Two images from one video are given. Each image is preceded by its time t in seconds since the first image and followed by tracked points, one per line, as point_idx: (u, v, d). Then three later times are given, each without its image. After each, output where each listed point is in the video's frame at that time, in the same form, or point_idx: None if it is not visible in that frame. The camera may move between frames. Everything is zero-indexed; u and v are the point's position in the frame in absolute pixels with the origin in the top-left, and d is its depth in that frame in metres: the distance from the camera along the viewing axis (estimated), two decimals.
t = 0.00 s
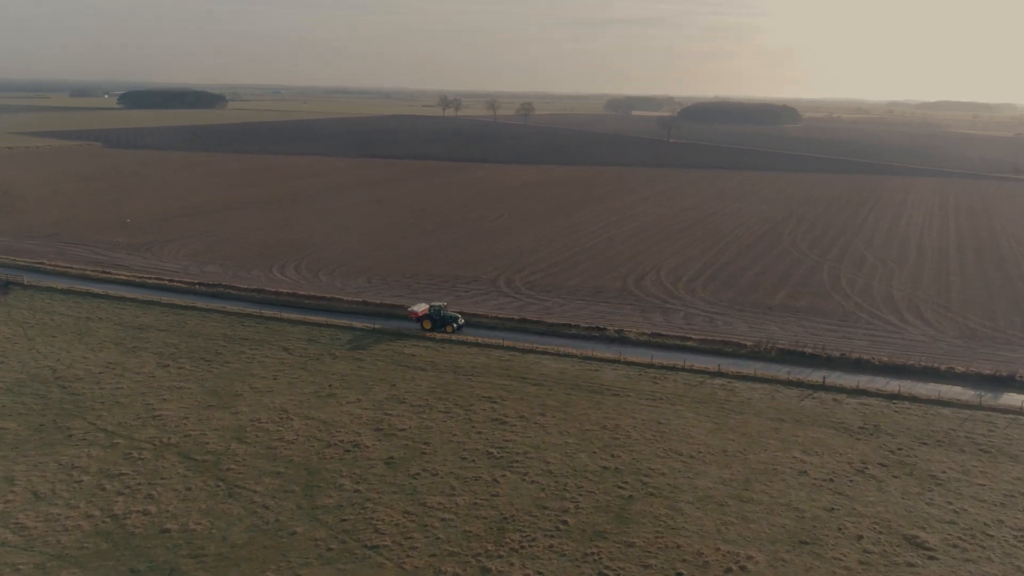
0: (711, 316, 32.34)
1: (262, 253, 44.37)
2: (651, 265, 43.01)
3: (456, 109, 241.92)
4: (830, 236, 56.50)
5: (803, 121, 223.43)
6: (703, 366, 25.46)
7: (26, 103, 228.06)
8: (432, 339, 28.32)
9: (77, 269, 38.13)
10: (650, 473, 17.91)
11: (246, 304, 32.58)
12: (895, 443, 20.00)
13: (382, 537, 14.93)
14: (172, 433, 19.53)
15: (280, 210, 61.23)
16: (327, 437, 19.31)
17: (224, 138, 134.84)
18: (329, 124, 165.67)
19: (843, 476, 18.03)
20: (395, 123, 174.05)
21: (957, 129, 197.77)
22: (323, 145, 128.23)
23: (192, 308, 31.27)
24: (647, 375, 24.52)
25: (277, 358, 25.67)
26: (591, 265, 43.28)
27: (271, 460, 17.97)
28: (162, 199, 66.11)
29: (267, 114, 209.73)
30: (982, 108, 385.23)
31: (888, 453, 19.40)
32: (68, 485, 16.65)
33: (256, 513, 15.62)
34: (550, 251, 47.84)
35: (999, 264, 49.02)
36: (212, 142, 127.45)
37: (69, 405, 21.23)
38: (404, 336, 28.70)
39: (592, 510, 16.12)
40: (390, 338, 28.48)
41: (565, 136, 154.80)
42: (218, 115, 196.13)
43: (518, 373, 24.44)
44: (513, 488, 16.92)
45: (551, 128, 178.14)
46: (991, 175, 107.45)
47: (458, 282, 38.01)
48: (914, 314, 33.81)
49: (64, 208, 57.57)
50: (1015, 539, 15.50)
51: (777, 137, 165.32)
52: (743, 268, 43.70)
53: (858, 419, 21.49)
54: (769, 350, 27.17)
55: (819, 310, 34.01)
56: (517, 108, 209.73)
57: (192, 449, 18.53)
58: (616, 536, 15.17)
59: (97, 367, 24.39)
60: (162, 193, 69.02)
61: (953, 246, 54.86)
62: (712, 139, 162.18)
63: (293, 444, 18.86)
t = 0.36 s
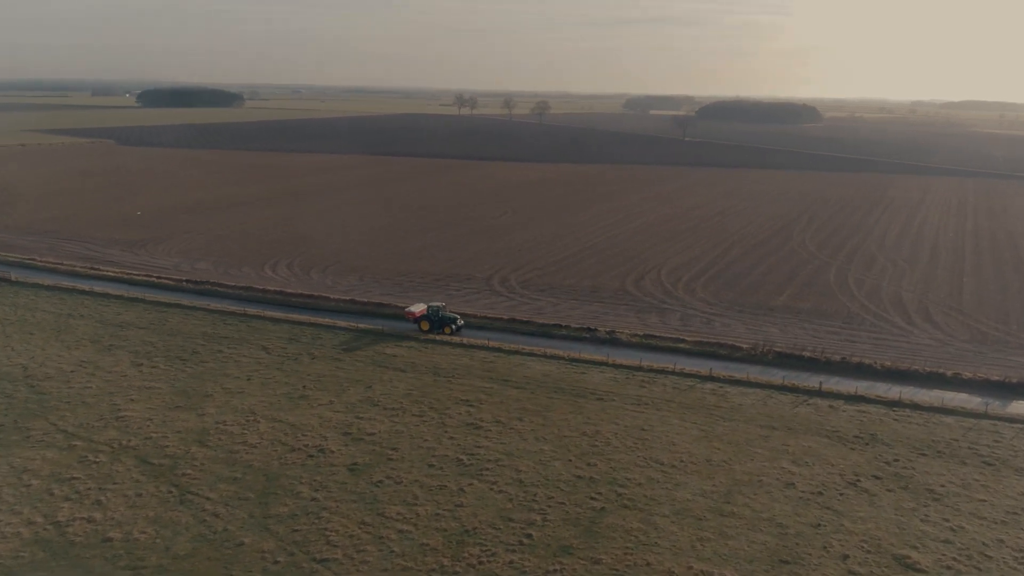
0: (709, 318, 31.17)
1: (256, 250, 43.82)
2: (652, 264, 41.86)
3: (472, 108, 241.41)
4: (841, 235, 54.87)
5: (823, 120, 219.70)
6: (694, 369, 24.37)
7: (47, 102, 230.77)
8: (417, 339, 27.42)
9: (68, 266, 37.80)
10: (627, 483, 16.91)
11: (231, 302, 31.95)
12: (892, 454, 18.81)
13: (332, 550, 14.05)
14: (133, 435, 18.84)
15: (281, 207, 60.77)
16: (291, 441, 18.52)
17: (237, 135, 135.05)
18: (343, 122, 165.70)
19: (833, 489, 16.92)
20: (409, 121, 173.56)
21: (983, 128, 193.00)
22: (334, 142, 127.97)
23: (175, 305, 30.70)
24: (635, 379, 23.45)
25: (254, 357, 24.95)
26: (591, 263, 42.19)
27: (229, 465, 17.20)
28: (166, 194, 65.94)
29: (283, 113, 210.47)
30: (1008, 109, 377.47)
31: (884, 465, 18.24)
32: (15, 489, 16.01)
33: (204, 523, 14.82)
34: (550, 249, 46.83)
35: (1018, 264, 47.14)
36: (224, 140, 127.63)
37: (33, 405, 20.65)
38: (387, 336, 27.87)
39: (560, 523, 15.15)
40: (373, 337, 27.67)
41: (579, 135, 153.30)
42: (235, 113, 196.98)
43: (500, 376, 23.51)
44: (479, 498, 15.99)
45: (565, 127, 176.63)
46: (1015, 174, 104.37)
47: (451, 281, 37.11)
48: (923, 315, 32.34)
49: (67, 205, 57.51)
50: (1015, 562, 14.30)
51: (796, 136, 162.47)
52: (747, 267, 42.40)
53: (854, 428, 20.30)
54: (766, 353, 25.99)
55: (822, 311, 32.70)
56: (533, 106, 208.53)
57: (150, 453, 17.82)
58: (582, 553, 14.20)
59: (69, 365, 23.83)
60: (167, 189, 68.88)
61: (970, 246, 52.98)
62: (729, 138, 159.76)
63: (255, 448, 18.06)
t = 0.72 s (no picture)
0: (706, 319, 30.01)
1: (251, 248, 43.27)
2: (653, 263, 40.71)
3: (488, 107, 240.49)
4: (854, 235, 53.20)
5: (843, 119, 215.94)
6: (684, 373, 23.27)
7: (68, 102, 233.70)
8: (399, 339, 26.59)
9: (59, 262, 37.46)
10: (599, 495, 15.92)
11: (216, 300, 31.36)
12: (887, 466, 17.65)
13: (275, 564, 13.21)
14: (91, 437, 18.17)
15: (283, 204, 60.33)
16: (252, 445, 17.72)
17: (249, 134, 135.28)
18: (357, 121, 165.48)
19: (821, 504, 15.82)
20: (423, 120, 173.04)
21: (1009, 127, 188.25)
22: (346, 141, 127.65)
23: (158, 303, 30.16)
24: (620, 383, 22.41)
25: (229, 356, 24.25)
26: (590, 262, 41.15)
27: (183, 471, 16.44)
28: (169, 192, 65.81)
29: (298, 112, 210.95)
30: None
31: (877, 478, 17.07)
32: None
33: (145, 533, 14.05)
34: (550, 248, 45.80)
35: None
36: (236, 139, 127.87)
37: None
38: (370, 336, 27.07)
39: (521, 539, 14.19)
40: (355, 336, 26.87)
41: (593, 134, 151.81)
42: (250, 112, 197.66)
43: (480, 379, 22.58)
44: (439, 510, 15.07)
45: (580, 125, 175.08)
46: None
47: (444, 280, 36.23)
48: (932, 317, 30.89)
49: (69, 202, 57.47)
50: None
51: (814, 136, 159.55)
52: (752, 267, 41.11)
53: (849, 437, 19.12)
54: (762, 357, 24.81)
55: (826, 312, 31.38)
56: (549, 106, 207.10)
57: (104, 456, 17.12)
58: (542, 571, 13.25)
59: (40, 363, 23.27)
60: (172, 186, 68.77)
61: (988, 246, 51.09)
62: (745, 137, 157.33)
63: (213, 453, 17.30)
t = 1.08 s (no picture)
0: (702, 320, 28.90)
1: (246, 245, 42.73)
2: (654, 263, 39.59)
3: (503, 107, 239.54)
4: (866, 234, 51.59)
5: (864, 118, 212.10)
6: (673, 377, 22.19)
7: (88, 100, 235.98)
8: (381, 340, 25.75)
9: (50, 259, 37.11)
10: (567, 508, 14.94)
11: (200, 298, 30.75)
12: (881, 480, 16.47)
13: None
14: (46, 439, 17.52)
15: (285, 202, 59.88)
16: (209, 449, 16.97)
17: (263, 132, 135.50)
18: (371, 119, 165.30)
19: (805, 521, 14.73)
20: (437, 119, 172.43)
21: None
22: (358, 139, 127.30)
23: (142, 300, 29.62)
24: (603, 387, 21.39)
25: (203, 355, 23.58)
26: (589, 261, 40.12)
27: (133, 476, 15.71)
28: (174, 188, 65.64)
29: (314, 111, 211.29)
30: None
31: (869, 493, 15.92)
32: None
33: (79, 543, 13.30)
34: (551, 246, 44.79)
35: None
36: (249, 137, 128.04)
37: None
38: (351, 335, 26.28)
39: (477, 556, 13.24)
40: (335, 336, 26.09)
41: (607, 132, 150.24)
42: (265, 111, 198.24)
43: (457, 382, 21.67)
44: (393, 522, 14.19)
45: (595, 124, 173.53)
46: None
47: (436, 278, 35.43)
48: (941, 320, 29.48)
49: (72, 198, 57.42)
50: None
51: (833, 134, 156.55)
52: (756, 266, 39.86)
53: (841, 448, 17.96)
54: (756, 361, 23.65)
55: (829, 314, 30.10)
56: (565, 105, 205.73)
57: (54, 459, 16.44)
58: None
59: (10, 361, 22.74)
60: (177, 183, 68.62)
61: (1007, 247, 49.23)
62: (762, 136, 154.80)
63: (167, 458, 16.55)
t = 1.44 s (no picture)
0: (697, 321, 27.75)
1: (242, 243, 42.19)
2: (655, 262, 38.45)
3: (521, 105, 238.27)
4: (880, 234, 49.91)
5: (887, 117, 208.00)
6: (659, 381, 21.12)
7: (109, 99, 238.39)
8: (360, 339, 24.94)
9: (42, 256, 36.81)
10: (529, 522, 13.95)
11: (185, 296, 30.19)
12: (872, 495, 15.29)
13: None
14: None
15: (289, 199, 59.42)
16: (161, 454, 16.21)
17: (277, 131, 135.67)
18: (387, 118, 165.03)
19: (785, 540, 13.60)
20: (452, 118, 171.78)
21: None
22: (371, 137, 126.96)
23: (125, 298, 29.11)
24: (584, 392, 20.35)
25: (175, 355, 22.92)
26: (588, 259, 39.07)
27: (77, 482, 14.98)
28: (180, 185, 65.51)
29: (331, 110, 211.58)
30: None
31: (857, 509, 14.76)
32: None
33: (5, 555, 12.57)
34: (551, 244, 43.79)
35: None
36: (262, 135, 128.10)
37: None
38: (331, 334, 25.51)
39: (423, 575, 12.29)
40: (315, 336, 25.31)
41: (623, 131, 148.46)
42: (283, 110, 198.47)
43: (432, 384, 20.79)
44: (339, 535, 13.30)
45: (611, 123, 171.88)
46: None
47: (428, 276, 34.58)
48: (950, 323, 28.03)
49: (77, 194, 57.38)
50: None
51: (854, 134, 153.45)
52: (761, 266, 38.54)
53: (832, 460, 16.78)
54: (750, 366, 22.49)
55: (832, 315, 28.77)
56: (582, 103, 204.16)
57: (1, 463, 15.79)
58: None
59: None
60: (183, 180, 68.51)
61: None
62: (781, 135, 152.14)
63: (116, 462, 15.82)
